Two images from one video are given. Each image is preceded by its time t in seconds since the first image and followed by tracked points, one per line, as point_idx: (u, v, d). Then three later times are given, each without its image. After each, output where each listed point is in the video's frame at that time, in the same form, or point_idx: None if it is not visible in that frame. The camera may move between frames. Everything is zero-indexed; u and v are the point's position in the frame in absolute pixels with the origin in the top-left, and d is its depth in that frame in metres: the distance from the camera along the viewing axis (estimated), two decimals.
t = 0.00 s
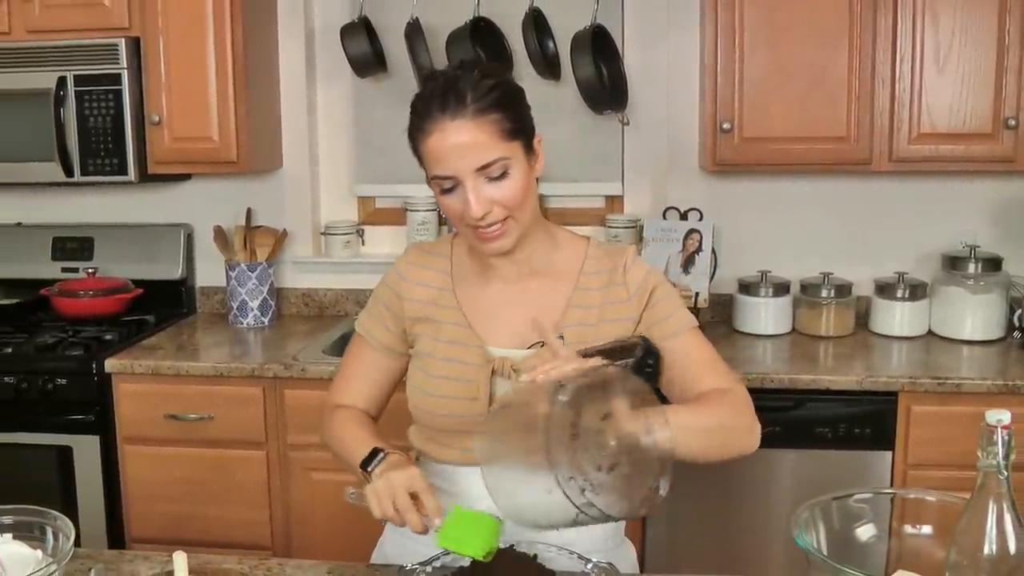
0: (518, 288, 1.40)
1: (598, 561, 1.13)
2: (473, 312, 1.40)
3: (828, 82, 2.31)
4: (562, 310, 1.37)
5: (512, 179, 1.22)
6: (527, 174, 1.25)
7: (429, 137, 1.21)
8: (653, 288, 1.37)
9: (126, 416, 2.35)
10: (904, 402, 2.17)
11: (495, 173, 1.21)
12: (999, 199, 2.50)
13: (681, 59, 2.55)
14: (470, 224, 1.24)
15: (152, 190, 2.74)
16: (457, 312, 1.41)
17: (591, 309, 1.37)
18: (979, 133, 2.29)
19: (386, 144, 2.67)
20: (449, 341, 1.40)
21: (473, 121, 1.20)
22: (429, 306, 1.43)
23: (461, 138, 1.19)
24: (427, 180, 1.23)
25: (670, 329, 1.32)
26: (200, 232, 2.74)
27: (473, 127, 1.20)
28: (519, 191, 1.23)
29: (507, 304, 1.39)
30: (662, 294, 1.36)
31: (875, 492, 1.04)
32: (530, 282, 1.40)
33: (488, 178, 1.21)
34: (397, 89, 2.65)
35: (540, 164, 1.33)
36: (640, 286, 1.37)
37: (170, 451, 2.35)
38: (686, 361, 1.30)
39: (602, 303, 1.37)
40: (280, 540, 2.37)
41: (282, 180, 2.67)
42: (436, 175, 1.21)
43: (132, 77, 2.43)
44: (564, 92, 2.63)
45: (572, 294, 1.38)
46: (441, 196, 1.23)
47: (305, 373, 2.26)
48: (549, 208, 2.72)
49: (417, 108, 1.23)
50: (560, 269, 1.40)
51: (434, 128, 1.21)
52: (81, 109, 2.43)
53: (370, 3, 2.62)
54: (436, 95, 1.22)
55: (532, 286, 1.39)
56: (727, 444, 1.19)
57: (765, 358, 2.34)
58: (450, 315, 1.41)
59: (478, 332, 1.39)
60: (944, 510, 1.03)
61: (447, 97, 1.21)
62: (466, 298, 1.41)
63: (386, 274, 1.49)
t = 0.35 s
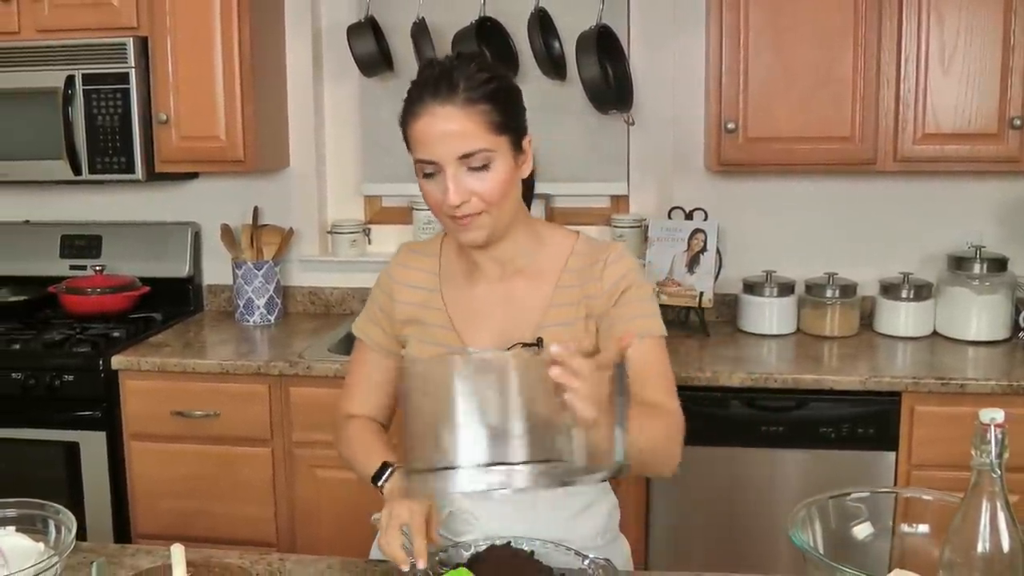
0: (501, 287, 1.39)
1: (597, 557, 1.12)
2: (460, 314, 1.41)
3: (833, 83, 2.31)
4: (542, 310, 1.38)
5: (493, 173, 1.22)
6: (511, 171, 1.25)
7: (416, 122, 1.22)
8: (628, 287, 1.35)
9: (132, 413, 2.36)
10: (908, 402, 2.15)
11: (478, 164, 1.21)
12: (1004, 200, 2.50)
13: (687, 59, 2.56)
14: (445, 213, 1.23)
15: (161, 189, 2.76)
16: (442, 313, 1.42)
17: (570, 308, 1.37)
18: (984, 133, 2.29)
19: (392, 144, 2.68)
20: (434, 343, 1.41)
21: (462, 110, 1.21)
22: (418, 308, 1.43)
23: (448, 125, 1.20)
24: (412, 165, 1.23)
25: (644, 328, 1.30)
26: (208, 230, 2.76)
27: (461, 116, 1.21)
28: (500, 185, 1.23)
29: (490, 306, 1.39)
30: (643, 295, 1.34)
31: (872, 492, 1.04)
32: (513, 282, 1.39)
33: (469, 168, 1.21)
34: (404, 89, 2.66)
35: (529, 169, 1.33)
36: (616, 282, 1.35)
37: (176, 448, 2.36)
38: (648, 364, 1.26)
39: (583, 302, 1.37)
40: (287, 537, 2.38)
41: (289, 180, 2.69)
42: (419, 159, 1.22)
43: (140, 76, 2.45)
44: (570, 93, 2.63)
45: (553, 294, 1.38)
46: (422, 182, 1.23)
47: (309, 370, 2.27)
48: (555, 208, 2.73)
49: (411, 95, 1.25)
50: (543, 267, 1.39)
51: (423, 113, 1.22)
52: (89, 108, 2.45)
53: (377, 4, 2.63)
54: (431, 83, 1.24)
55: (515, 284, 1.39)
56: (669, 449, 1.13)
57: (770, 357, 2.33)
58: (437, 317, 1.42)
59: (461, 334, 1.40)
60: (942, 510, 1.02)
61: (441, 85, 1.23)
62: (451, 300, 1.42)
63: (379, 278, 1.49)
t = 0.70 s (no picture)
0: (452, 290, 1.38)
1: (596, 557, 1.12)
2: (418, 319, 1.40)
3: (838, 86, 2.32)
4: (479, 317, 1.35)
5: (450, 173, 1.23)
6: (471, 174, 1.26)
7: (383, 109, 1.23)
8: (550, 269, 1.27)
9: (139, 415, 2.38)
10: (912, 405, 2.14)
11: (436, 161, 1.22)
12: (1009, 203, 2.50)
13: (693, 62, 2.57)
14: (398, 205, 1.24)
15: (170, 193, 2.78)
16: (404, 320, 1.40)
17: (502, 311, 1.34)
18: (989, 136, 2.29)
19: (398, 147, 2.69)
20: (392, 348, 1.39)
21: (430, 105, 1.21)
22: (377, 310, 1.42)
23: (414, 119, 1.21)
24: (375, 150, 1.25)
25: (548, 313, 1.21)
26: (216, 233, 2.78)
27: (429, 111, 1.21)
28: (455, 185, 1.24)
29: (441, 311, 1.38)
30: (563, 280, 1.25)
31: (872, 493, 1.02)
32: (461, 284, 1.37)
33: (427, 164, 1.22)
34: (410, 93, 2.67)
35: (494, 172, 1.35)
36: (542, 271, 1.28)
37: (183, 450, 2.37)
38: (536, 347, 1.18)
39: (508, 306, 1.33)
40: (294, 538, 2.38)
41: (295, 183, 2.70)
42: (380, 145, 1.23)
43: (149, 80, 2.46)
44: (576, 96, 2.65)
45: (489, 297, 1.35)
46: (382, 169, 1.25)
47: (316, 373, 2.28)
48: (561, 210, 2.73)
49: (385, 84, 1.25)
50: (488, 269, 1.35)
51: (392, 103, 1.22)
52: (97, 111, 2.47)
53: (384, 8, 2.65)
54: (406, 75, 1.24)
55: (463, 286, 1.37)
56: (493, 436, 1.10)
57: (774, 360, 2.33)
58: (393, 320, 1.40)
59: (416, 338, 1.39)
60: (943, 512, 1.01)
61: (414, 78, 1.23)
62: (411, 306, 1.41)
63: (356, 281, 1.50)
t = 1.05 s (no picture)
0: (432, 299, 1.38)
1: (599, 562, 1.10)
2: (399, 328, 1.40)
3: (845, 93, 2.33)
4: (460, 325, 1.34)
5: (430, 180, 1.25)
6: (449, 181, 1.27)
7: (361, 118, 1.24)
8: (530, 280, 1.28)
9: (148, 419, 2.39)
10: (917, 412, 2.14)
11: (415, 168, 1.24)
12: (1014, 210, 2.51)
13: (699, 69, 2.57)
14: (377, 214, 1.25)
15: (179, 199, 2.80)
16: (385, 330, 1.40)
17: (480, 318, 1.33)
18: (995, 143, 2.29)
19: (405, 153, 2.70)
20: (373, 358, 1.39)
21: (408, 113, 1.22)
22: (360, 318, 1.42)
23: (392, 127, 1.22)
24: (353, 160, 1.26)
25: (528, 325, 1.22)
26: (224, 238, 2.80)
27: (407, 119, 1.22)
28: (434, 193, 1.25)
29: (420, 319, 1.38)
30: (546, 291, 1.26)
31: (874, 499, 1.00)
32: (440, 292, 1.38)
33: (407, 172, 1.24)
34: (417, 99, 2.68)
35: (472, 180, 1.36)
36: (521, 282, 1.28)
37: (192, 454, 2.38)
38: (517, 362, 1.19)
39: (488, 311, 1.32)
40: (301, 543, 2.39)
41: (302, 189, 2.72)
42: (360, 155, 1.24)
43: (158, 86, 2.48)
44: (584, 104, 2.65)
45: (470, 304, 1.34)
46: (361, 180, 1.26)
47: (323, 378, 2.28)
48: (568, 217, 2.73)
49: (363, 92, 1.26)
50: (468, 276, 1.36)
51: (371, 111, 1.23)
52: (107, 117, 2.49)
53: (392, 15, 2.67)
54: (383, 83, 1.25)
55: (441, 294, 1.38)
56: (474, 460, 1.12)
57: (779, 366, 2.34)
58: (375, 330, 1.40)
59: (395, 347, 1.39)
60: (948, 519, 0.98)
61: (392, 86, 1.24)
62: (392, 314, 1.41)
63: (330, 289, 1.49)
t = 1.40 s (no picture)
0: (432, 305, 1.39)
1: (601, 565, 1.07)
2: (399, 335, 1.39)
3: (849, 98, 2.33)
4: (464, 333, 1.35)
5: (430, 189, 1.25)
6: (449, 189, 1.28)
7: (361, 127, 1.24)
8: (540, 297, 1.29)
9: (154, 424, 2.40)
10: (922, 416, 2.14)
11: (417, 177, 1.24)
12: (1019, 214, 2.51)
13: (704, 75, 2.58)
14: (378, 222, 1.25)
15: (186, 205, 2.81)
16: (384, 338, 1.39)
17: (485, 325, 1.34)
18: (999, 148, 2.29)
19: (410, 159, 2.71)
20: (373, 367, 1.38)
21: (410, 121, 1.23)
22: (357, 326, 1.41)
23: (394, 135, 1.22)
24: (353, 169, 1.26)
25: (542, 345, 1.23)
26: (231, 244, 2.81)
27: (408, 126, 1.23)
28: (434, 201, 1.26)
29: (420, 326, 1.39)
30: (557, 307, 1.27)
31: (876, 502, 0.99)
32: (441, 299, 1.38)
33: (408, 180, 1.23)
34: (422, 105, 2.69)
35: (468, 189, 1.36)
36: (529, 296, 1.29)
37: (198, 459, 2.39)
38: (535, 386, 1.20)
39: (495, 322, 1.33)
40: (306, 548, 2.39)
41: (309, 195, 2.73)
42: (359, 164, 1.24)
43: (165, 93, 2.49)
44: (589, 110, 2.66)
45: (475, 312, 1.35)
46: (360, 190, 1.25)
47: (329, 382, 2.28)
48: (573, 222, 2.74)
49: (362, 100, 1.26)
50: (469, 282, 1.37)
51: (371, 119, 1.24)
52: (114, 124, 2.51)
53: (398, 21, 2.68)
54: (383, 91, 1.26)
55: (442, 302, 1.38)
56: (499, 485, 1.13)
57: (784, 370, 2.34)
58: (376, 340, 1.39)
59: (397, 354, 1.39)
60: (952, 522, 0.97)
61: (392, 94, 1.25)
62: (389, 322, 1.40)
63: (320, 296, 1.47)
